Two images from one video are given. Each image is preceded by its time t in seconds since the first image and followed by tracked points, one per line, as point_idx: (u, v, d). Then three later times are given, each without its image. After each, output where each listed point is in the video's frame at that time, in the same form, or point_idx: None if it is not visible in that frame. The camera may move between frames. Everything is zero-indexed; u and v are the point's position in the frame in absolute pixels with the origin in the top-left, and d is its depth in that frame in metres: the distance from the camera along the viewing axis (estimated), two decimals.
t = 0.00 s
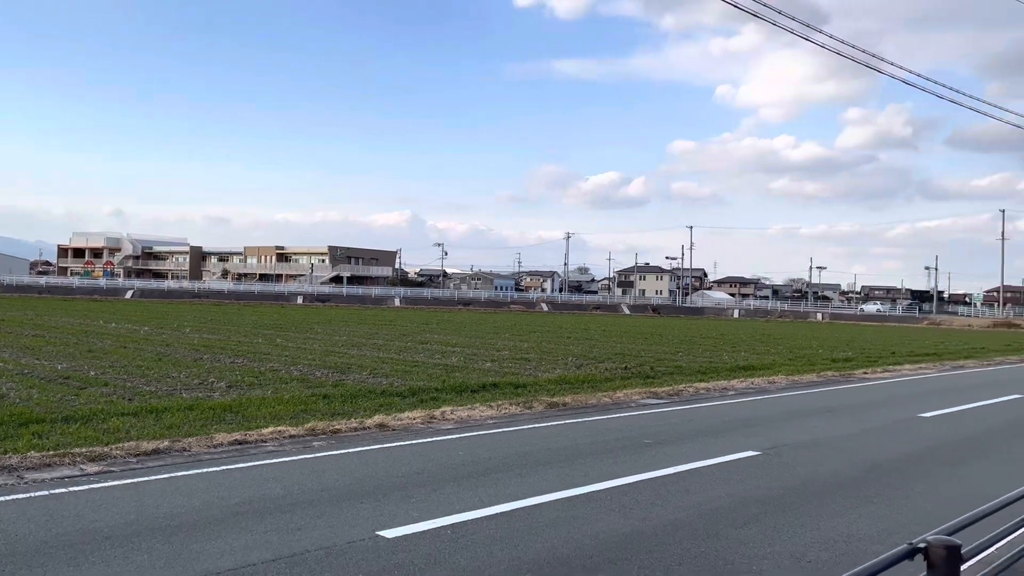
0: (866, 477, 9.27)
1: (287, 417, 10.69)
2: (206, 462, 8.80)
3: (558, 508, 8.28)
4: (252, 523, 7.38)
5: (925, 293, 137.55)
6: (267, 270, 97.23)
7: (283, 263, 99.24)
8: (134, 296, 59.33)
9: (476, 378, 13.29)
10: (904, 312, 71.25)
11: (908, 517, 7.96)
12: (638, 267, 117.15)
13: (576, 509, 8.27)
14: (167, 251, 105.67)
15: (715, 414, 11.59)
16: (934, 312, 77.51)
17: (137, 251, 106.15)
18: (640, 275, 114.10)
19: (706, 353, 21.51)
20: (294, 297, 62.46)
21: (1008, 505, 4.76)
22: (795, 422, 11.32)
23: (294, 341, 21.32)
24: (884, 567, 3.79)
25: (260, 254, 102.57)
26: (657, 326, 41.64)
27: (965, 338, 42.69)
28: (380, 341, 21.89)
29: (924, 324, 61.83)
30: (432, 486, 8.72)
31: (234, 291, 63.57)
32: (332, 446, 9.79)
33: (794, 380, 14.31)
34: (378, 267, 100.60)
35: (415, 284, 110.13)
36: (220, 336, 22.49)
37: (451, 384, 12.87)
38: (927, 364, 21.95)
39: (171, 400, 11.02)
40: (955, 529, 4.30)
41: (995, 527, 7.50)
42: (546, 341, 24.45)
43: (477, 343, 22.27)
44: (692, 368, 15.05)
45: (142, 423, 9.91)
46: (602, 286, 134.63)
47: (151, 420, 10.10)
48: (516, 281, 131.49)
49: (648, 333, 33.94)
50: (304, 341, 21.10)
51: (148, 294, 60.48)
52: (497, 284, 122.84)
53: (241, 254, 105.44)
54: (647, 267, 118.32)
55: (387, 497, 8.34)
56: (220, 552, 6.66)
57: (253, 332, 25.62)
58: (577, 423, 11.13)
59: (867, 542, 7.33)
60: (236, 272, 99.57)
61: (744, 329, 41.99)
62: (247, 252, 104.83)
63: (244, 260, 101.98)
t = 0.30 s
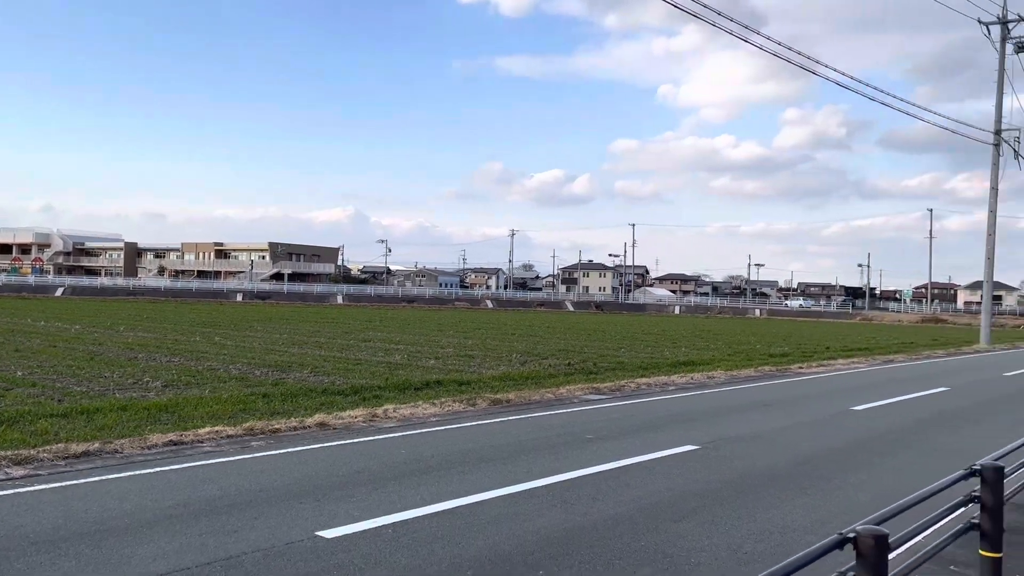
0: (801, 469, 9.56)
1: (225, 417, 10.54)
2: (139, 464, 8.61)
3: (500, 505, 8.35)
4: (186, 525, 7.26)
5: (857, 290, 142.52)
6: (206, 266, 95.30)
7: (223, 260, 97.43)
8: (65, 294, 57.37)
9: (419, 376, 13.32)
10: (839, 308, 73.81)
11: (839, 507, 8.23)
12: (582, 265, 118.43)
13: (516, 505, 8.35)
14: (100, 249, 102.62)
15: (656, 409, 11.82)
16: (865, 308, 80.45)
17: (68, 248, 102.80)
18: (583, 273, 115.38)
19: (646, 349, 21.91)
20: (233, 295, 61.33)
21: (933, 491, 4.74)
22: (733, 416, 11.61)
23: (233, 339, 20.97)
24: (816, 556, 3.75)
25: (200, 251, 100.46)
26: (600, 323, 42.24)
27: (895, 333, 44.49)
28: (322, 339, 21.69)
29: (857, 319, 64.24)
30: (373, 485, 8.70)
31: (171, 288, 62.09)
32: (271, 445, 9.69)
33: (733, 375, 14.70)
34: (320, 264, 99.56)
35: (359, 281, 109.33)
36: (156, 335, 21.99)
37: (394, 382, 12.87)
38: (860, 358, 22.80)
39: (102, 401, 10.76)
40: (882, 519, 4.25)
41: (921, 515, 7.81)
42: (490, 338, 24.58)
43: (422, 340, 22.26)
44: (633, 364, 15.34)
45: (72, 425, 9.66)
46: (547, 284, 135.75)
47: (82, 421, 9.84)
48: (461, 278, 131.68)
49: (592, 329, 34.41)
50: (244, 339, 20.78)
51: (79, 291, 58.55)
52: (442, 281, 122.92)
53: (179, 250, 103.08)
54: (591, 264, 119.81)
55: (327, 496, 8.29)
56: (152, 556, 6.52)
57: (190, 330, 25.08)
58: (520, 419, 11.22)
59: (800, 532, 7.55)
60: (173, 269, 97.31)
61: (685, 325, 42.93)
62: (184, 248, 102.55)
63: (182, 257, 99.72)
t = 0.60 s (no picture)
0: (740, 462, 9.81)
1: (162, 417, 10.26)
2: (71, 468, 8.31)
3: (445, 502, 8.34)
4: (121, 530, 7.05)
5: (788, 286, 146.83)
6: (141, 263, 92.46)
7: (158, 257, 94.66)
8: None
9: (361, 374, 13.20)
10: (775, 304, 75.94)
11: (776, 499, 8.48)
12: (526, 261, 118.98)
13: (461, 502, 8.36)
14: (26, 245, 98.50)
15: (599, 405, 11.98)
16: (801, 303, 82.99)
17: None
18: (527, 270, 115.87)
19: (589, 345, 22.15)
20: (169, 292, 59.68)
21: (866, 483, 4.87)
22: (674, 411, 11.85)
23: (169, 338, 20.41)
24: (752, 549, 3.81)
25: (133, 247, 97.40)
26: (545, 319, 42.50)
27: (826, 328, 46.04)
28: (262, 337, 21.28)
29: (792, 315, 66.22)
30: (315, 485, 8.59)
31: (102, 286, 60.01)
32: (210, 446, 9.47)
33: (673, 370, 14.98)
34: (260, 261, 97.62)
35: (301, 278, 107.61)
36: (86, 333, 21.25)
37: (336, 381, 12.74)
38: (796, 353, 23.53)
39: (31, 402, 10.35)
40: (817, 508, 4.33)
41: (854, 503, 8.11)
42: (434, 336, 24.50)
43: (365, 338, 22.03)
44: (576, 360, 15.50)
45: None
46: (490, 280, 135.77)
47: (9, 424, 9.46)
48: (405, 275, 130.81)
49: (536, 326, 34.63)
50: (181, 338, 20.23)
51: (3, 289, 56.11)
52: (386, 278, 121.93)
53: (112, 247, 99.72)
54: (535, 261, 120.52)
55: (268, 497, 8.16)
56: (85, 563, 6.31)
57: (123, 329, 24.29)
58: (464, 417, 11.23)
59: (739, 524, 7.75)
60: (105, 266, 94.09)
61: (627, 322, 43.53)
62: (117, 244, 99.25)
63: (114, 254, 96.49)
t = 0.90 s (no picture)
0: (682, 455, 10.01)
1: (94, 417, 9.87)
2: None
3: (390, 500, 8.26)
4: (53, 534, 6.76)
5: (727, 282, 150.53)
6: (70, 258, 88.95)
7: (88, 253, 91.21)
8: None
9: (303, 372, 12.97)
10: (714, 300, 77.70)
11: (716, 490, 8.67)
12: (471, 257, 118.93)
13: (407, 500, 8.29)
14: None
15: (543, 400, 12.05)
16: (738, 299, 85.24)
17: None
18: (472, 266, 115.80)
19: (533, 341, 22.27)
20: (101, 289, 57.59)
21: (803, 474, 5.02)
22: (616, 405, 12.01)
23: (100, 335, 19.67)
24: (695, 541, 3.88)
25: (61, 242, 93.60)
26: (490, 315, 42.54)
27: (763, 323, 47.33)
28: (199, 335, 20.71)
29: (730, 310, 67.90)
30: (257, 484, 8.40)
31: (27, 283, 57.51)
32: (146, 447, 9.16)
33: (616, 365, 15.18)
34: (197, 257, 95.02)
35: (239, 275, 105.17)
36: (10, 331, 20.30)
37: (277, 379, 12.48)
38: (734, 347, 24.15)
39: None
40: (757, 500, 4.43)
41: (791, 494, 8.36)
42: (377, 333, 24.24)
43: (306, 335, 21.66)
44: (520, 356, 15.55)
45: None
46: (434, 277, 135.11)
47: None
48: (348, 272, 129.15)
49: (480, 322, 34.63)
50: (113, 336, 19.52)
51: None
52: (328, 274, 120.18)
53: (38, 242, 95.61)
54: (480, 257, 120.52)
55: (207, 498, 7.94)
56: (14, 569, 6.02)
57: (50, 326, 23.29)
58: (409, 414, 11.15)
59: (681, 516, 7.91)
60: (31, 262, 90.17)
61: (572, 317, 43.90)
62: (43, 239, 95.22)
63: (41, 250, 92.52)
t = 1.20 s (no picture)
0: (626, 450, 10.14)
1: (24, 419, 9.43)
2: None
3: (335, 499, 8.13)
4: None
5: (670, 279, 153.33)
6: None
7: (15, 248, 87.33)
8: None
9: (245, 370, 12.66)
10: (658, 296, 79.00)
11: (661, 485, 8.81)
12: (416, 254, 118.17)
13: (352, 498, 8.18)
14: None
15: (489, 397, 12.05)
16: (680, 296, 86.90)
17: None
18: (417, 263, 115.06)
19: (479, 338, 22.24)
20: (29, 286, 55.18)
21: (746, 466, 5.12)
22: (562, 402, 12.09)
23: (28, 334, 18.81)
24: (640, 534, 3.92)
25: None
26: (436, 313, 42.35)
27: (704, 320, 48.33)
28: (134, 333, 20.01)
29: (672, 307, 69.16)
30: (197, 485, 8.17)
31: None
32: (79, 449, 8.81)
33: (561, 361, 15.28)
34: (132, 253, 91.92)
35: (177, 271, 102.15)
36: None
37: (218, 378, 12.15)
38: (677, 343, 24.57)
39: None
40: (701, 493, 4.50)
41: (732, 487, 8.55)
42: (321, 330, 23.83)
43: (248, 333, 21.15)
44: (467, 353, 15.51)
45: None
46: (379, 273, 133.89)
47: None
48: (291, 269, 126.84)
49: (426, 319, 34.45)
50: (42, 334, 18.69)
51: None
52: (270, 271, 117.74)
53: None
54: (425, 254, 119.77)
55: (145, 500, 7.68)
56: None
57: None
58: (354, 412, 10.99)
59: (626, 510, 8.00)
60: None
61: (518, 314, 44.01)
62: None
63: None
